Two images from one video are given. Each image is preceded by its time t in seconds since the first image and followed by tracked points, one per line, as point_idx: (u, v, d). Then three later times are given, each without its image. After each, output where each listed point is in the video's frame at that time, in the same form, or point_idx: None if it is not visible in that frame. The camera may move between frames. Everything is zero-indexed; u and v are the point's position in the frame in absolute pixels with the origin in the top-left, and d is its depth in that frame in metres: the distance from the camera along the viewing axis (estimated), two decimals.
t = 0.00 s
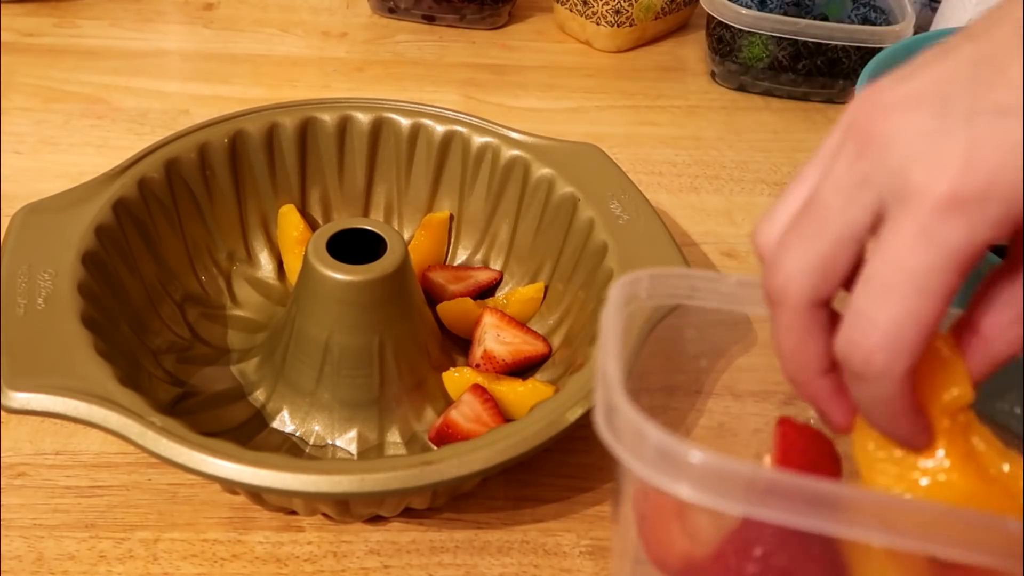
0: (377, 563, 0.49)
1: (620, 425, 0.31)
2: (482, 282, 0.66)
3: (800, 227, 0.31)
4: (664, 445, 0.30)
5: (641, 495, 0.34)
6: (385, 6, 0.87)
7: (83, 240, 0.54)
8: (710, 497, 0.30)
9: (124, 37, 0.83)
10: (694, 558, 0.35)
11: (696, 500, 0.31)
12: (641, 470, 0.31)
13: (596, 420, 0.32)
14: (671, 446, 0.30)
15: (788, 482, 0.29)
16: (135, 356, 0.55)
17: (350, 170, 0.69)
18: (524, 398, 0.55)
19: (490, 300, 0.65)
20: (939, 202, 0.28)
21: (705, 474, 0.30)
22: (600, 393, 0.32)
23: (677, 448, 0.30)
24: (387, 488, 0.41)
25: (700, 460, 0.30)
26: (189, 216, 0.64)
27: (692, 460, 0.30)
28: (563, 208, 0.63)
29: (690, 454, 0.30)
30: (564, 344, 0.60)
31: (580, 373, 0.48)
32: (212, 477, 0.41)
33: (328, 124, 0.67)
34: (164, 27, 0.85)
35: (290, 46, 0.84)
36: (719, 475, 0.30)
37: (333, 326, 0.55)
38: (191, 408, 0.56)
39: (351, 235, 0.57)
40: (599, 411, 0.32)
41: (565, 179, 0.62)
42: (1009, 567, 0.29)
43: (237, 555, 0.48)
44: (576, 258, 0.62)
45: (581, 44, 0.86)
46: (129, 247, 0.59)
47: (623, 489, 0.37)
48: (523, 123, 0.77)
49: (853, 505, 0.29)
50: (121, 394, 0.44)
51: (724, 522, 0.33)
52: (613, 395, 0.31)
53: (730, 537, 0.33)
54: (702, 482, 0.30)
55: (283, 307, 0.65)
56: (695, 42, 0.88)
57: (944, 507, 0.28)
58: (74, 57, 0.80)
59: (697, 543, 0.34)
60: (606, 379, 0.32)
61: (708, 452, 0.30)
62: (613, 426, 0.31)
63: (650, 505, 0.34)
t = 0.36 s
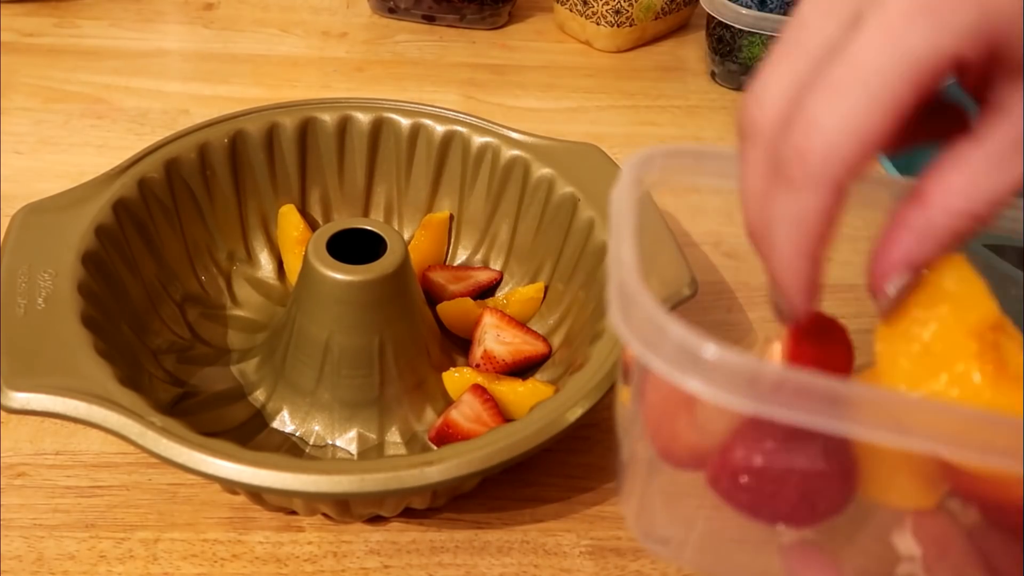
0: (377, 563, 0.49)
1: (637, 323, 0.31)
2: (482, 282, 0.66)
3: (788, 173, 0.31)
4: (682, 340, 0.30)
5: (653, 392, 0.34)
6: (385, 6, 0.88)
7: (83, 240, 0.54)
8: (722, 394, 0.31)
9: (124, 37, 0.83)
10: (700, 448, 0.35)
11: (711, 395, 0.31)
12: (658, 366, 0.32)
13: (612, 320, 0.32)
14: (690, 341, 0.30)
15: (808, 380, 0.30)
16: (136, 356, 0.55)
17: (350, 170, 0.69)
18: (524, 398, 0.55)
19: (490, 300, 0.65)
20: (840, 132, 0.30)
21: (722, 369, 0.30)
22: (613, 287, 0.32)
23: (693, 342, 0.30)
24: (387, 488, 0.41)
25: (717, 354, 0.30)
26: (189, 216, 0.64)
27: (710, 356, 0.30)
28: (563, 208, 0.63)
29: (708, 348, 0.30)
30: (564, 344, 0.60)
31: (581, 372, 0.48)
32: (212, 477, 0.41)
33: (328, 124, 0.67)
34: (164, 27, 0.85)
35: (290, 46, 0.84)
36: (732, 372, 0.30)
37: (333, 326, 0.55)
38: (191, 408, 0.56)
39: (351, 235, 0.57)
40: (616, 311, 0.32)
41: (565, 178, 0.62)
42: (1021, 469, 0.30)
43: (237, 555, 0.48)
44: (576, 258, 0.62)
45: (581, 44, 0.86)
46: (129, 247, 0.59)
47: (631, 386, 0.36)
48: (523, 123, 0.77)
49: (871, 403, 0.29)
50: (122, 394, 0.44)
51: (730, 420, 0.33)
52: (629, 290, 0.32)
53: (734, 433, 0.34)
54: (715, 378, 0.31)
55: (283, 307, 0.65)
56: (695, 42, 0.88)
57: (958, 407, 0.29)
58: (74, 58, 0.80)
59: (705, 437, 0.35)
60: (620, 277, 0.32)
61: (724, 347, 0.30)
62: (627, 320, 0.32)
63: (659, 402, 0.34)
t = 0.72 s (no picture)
0: (377, 563, 0.49)
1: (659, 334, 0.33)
2: (482, 282, 0.66)
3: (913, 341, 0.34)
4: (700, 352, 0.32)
5: (670, 406, 0.36)
6: (385, 6, 0.88)
7: (83, 240, 0.54)
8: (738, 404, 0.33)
9: (124, 37, 0.83)
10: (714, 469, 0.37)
11: (727, 403, 0.33)
12: (681, 377, 0.34)
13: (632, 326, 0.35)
14: (707, 353, 0.32)
15: (832, 397, 0.32)
16: (136, 356, 0.55)
17: (350, 170, 0.69)
18: (524, 398, 0.55)
19: (491, 300, 0.65)
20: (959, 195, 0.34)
21: (738, 380, 0.32)
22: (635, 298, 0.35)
23: (714, 355, 0.32)
24: (387, 488, 0.41)
25: (735, 366, 0.32)
26: (189, 216, 0.64)
27: (728, 367, 0.32)
28: (563, 208, 0.63)
29: (726, 360, 0.32)
30: (564, 343, 0.60)
31: (581, 372, 0.48)
32: (212, 477, 0.41)
33: (328, 124, 0.67)
34: (164, 27, 0.85)
35: (290, 46, 0.84)
36: (749, 382, 0.32)
37: (333, 326, 0.55)
38: (191, 408, 0.56)
39: (351, 235, 0.57)
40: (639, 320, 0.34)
41: (565, 178, 0.62)
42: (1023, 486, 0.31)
43: (237, 555, 0.48)
44: (576, 258, 0.62)
45: (581, 44, 0.86)
46: (129, 247, 0.59)
47: (648, 399, 0.38)
48: (523, 123, 0.77)
49: (885, 414, 0.31)
50: (122, 394, 0.44)
51: (748, 434, 0.35)
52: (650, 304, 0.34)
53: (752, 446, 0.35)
54: (732, 388, 0.32)
55: (283, 307, 0.65)
56: (695, 42, 0.88)
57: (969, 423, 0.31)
58: (74, 58, 0.80)
59: (720, 452, 0.36)
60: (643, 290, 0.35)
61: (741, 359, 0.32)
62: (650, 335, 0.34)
63: (676, 416, 0.36)
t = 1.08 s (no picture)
0: (377, 563, 0.49)
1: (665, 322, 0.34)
2: (482, 282, 0.66)
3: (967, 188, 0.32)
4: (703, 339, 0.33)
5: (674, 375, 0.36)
6: (385, 6, 0.88)
7: (83, 240, 0.54)
8: (743, 390, 0.33)
9: (124, 37, 0.83)
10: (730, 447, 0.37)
11: (731, 393, 0.33)
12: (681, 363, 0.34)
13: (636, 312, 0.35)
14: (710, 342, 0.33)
15: (842, 386, 0.32)
16: (136, 357, 0.55)
17: (350, 170, 0.69)
18: (524, 398, 0.55)
19: (491, 300, 0.65)
20: None
21: (741, 366, 0.32)
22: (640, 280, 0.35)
23: (716, 346, 0.32)
24: (387, 488, 0.41)
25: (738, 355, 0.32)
26: (189, 216, 0.64)
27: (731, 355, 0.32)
28: (563, 208, 0.63)
29: (729, 349, 0.32)
30: (564, 343, 0.60)
31: (581, 372, 0.48)
32: (212, 477, 0.41)
33: (328, 124, 0.67)
34: (164, 27, 0.85)
35: (290, 46, 0.84)
36: (751, 367, 0.32)
37: (333, 326, 0.55)
38: (192, 408, 0.56)
39: (351, 236, 0.57)
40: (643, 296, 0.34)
41: (565, 178, 0.62)
42: None
43: (237, 555, 0.48)
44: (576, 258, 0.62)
45: (581, 44, 0.86)
46: (129, 247, 0.59)
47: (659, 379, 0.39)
48: (523, 124, 0.77)
49: (899, 404, 0.32)
50: (122, 394, 0.44)
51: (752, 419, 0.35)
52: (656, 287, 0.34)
53: (760, 430, 0.35)
54: (738, 376, 0.33)
55: (283, 307, 0.65)
56: (695, 42, 0.88)
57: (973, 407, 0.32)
58: (74, 58, 0.80)
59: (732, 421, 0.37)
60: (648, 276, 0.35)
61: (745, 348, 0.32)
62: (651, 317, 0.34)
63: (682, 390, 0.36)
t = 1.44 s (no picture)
0: (377, 563, 0.49)
1: (673, 526, 0.32)
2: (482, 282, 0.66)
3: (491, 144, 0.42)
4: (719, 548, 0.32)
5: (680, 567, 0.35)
6: (385, 6, 0.88)
7: (83, 240, 0.54)
8: None
9: (124, 37, 0.83)
10: None
11: None
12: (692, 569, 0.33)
13: (650, 518, 0.33)
14: (729, 551, 0.32)
15: None
16: (136, 357, 0.55)
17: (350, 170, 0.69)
18: (524, 398, 0.55)
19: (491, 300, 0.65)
20: (626, 24, 0.41)
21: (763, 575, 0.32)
22: (644, 484, 0.33)
23: (737, 553, 0.32)
24: (387, 488, 0.41)
25: (755, 561, 0.32)
26: (189, 216, 0.64)
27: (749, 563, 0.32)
28: (563, 208, 0.63)
29: (747, 557, 0.32)
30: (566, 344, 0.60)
31: (582, 372, 0.48)
32: (212, 477, 0.41)
33: (328, 124, 0.67)
34: (164, 27, 0.85)
35: (290, 46, 0.84)
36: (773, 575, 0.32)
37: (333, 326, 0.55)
38: (192, 408, 0.56)
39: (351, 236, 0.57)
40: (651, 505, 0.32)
41: (565, 178, 0.62)
42: None
43: (237, 555, 0.48)
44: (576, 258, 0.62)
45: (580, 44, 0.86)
46: (128, 247, 0.59)
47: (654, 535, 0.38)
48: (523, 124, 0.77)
49: None
50: (122, 394, 0.44)
51: None
52: (666, 496, 0.32)
53: None
54: None
55: (283, 307, 0.65)
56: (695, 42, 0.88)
57: None
58: (74, 58, 0.80)
59: None
60: (656, 478, 0.33)
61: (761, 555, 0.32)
62: (667, 531, 0.32)
63: None
